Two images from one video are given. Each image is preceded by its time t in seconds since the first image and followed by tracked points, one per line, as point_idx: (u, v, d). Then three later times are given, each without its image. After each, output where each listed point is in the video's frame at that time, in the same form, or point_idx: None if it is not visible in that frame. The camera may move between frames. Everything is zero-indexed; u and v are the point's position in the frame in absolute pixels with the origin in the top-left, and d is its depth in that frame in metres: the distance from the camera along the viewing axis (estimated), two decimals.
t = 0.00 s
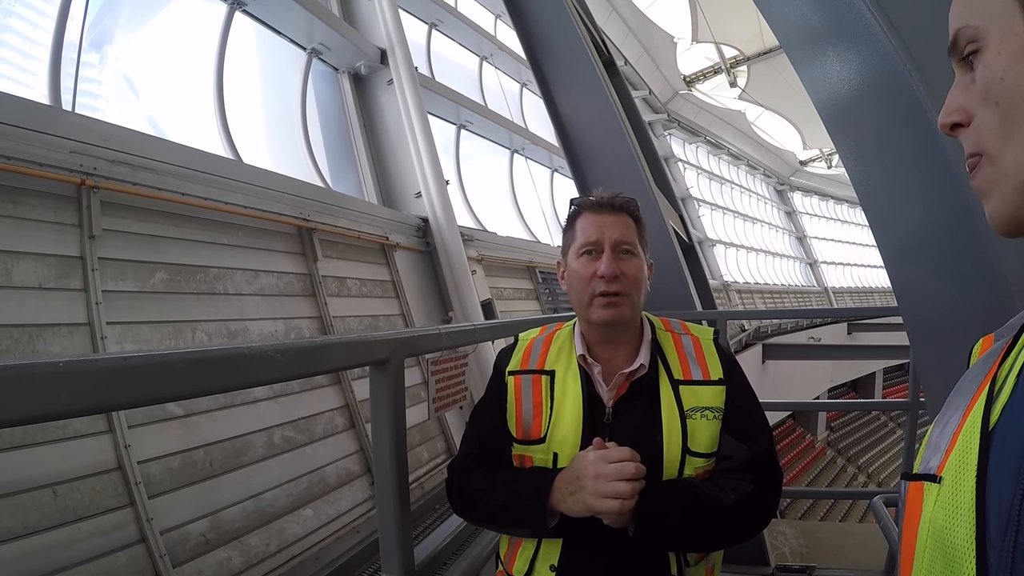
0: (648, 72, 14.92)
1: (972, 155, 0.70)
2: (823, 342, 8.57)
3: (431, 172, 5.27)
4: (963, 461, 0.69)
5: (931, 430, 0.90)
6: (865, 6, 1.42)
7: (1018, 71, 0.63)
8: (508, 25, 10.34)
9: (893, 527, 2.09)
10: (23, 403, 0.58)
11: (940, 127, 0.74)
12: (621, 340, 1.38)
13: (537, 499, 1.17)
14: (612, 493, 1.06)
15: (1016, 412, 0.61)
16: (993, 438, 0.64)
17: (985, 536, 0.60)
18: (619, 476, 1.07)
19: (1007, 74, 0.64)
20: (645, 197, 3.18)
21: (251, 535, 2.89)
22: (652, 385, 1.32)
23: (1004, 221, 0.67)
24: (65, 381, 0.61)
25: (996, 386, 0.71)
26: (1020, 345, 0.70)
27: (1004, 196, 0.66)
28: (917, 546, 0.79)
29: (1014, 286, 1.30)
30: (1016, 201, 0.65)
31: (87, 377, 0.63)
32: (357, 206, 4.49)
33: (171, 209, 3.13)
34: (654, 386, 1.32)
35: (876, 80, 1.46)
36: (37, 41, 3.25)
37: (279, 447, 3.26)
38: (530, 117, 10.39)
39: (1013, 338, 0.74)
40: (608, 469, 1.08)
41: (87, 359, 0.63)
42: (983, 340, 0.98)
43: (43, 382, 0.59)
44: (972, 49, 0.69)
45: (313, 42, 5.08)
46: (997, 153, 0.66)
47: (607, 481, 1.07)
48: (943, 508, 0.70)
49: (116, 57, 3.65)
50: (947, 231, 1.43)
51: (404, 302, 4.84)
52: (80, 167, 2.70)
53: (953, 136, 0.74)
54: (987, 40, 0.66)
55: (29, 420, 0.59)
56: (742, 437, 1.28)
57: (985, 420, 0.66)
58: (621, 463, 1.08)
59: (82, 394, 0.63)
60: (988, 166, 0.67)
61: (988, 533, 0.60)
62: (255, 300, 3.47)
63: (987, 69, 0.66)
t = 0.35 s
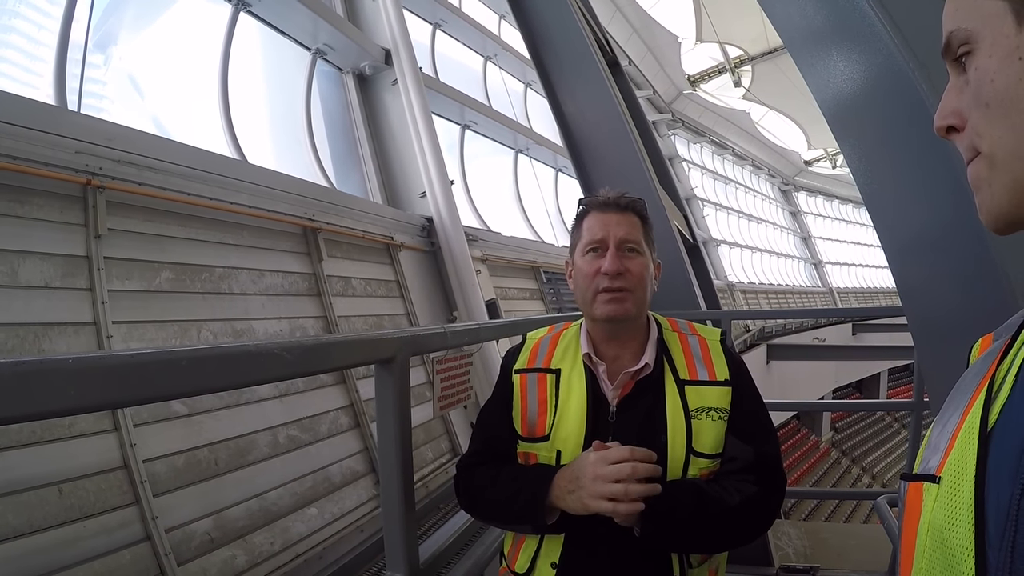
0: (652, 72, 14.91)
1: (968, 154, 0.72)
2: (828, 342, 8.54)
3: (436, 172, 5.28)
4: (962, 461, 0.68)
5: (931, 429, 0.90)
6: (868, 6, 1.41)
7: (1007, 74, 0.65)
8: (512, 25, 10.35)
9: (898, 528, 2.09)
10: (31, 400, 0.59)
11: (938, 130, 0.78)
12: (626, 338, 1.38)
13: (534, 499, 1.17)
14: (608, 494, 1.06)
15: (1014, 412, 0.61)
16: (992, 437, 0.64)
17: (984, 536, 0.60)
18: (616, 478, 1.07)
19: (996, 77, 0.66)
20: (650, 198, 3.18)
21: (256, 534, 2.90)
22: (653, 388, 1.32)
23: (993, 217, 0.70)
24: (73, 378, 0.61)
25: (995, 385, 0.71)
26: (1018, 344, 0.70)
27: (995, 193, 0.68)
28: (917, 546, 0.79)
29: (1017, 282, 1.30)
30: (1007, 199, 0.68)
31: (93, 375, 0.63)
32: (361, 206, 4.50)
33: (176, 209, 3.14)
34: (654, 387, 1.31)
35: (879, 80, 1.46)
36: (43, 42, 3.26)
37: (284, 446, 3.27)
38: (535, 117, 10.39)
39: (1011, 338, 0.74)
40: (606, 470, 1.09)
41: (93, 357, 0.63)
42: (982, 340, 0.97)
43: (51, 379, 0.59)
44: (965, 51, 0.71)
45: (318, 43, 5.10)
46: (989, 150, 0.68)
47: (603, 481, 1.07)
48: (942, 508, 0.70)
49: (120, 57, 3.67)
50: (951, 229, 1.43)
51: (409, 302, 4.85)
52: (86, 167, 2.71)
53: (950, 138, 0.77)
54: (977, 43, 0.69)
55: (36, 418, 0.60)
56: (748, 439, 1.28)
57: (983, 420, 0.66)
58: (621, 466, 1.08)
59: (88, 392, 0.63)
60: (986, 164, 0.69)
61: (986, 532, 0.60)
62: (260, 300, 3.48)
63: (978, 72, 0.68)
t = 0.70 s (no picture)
0: (655, 72, 14.89)
1: (970, 145, 0.73)
2: (831, 342, 8.52)
3: (439, 171, 5.28)
4: (964, 457, 0.68)
5: (933, 426, 0.90)
6: (872, 5, 1.41)
7: (1007, 67, 0.67)
8: (515, 24, 10.34)
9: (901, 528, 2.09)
10: (38, 397, 0.59)
11: (938, 125, 0.79)
12: (641, 337, 1.38)
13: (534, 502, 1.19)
14: (594, 505, 1.07)
15: (1017, 408, 0.61)
16: (994, 433, 0.64)
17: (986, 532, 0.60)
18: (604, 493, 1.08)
19: (996, 69, 0.68)
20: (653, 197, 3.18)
21: (259, 533, 2.91)
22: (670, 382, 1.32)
23: (993, 207, 0.72)
24: (81, 375, 0.61)
25: (997, 382, 0.71)
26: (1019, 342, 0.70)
27: (996, 184, 0.71)
28: (919, 541, 0.79)
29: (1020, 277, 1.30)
30: (1007, 189, 0.70)
31: (100, 372, 0.63)
32: (365, 206, 4.51)
33: (180, 209, 3.15)
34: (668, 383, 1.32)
35: (883, 79, 1.46)
36: (46, 43, 3.27)
37: (288, 445, 3.27)
38: (538, 117, 10.39)
39: (1013, 333, 0.74)
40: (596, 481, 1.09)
41: (101, 353, 0.63)
42: (984, 336, 0.97)
43: (58, 376, 0.59)
44: (965, 46, 0.73)
45: (321, 43, 5.11)
46: (988, 142, 0.70)
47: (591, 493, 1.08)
48: (944, 505, 0.70)
49: (123, 57, 3.68)
50: (954, 229, 1.43)
51: (412, 302, 4.85)
52: (90, 167, 2.72)
53: (951, 133, 0.78)
54: (978, 37, 0.70)
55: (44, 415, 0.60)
56: (766, 439, 1.28)
57: (985, 416, 0.66)
58: (612, 481, 1.07)
59: (95, 389, 0.63)
60: (989, 154, 0.70)
61: (988, 528, 0.60)
62: (264, 299, 3.49)
63: (978, 65, 0.70)
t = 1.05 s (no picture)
0: (656, 73, 14.88)
1: (975, 150, 0.73)
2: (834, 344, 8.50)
3: (441, 174, 5.29)
4: (968, 457, 0.68)
5: (938, 427, 0.90)
6: (875, 6, 1.41)
7: (1011, 73, 0.67)
8: (517, 26, 10.36)
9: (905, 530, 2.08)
10: (40, 401, 0.59)
11: (943, 129, 0.78)
12: (657, 335, 1.40)
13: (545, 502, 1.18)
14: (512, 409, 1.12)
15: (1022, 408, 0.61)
16: (999, 433, 0.64)
17: (990, 532, 0.60)
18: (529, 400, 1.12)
19: (1000, 75, 0.68)
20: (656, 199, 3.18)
21: (262, 535, 2.91)
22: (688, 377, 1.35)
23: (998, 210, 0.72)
24: (85, 379, 0.61)
25: (1001, 382, 0.71)
26: None
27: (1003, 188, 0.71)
28: (923, 542, 0.79)
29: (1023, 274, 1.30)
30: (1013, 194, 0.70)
31: (103, 376, 0.63)
32: (367, 207, 4.51)
33: (183, 211, 3.15)
34: (682, 379, 1.34)
35: (885, 80, 1.46)
36: (49, 45, 3.27)
37: (290, 447, 3.27)
38: (539, 119, 10.39)
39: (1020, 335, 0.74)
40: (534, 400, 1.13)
41: (105, 357, 0.63)
42: (989, 337, 0.97)
43: (62, 381, 0.59)
44: (968, 51, 0.72)
45: (323, 45, 5.13)
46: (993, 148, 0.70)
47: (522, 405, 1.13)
48: (949, 505, 0.70)
49: (126, 60, 3.69)
50: (956, 229, 1.43)
51: (415, 303, 4.85)
52: (93, 169, 2.72)
53: (956, 136, 0.78)
54: (981, 43, 0.70)
55: (48, 419, 0.60)
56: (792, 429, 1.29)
57: (990, 416, 0.66)
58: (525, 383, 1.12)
59: (99, 393, 0.63)
60: (995, 160, 0.70)
61: (992, 528, 0.60)
62: (267, 301, 3.50)
63: (982, 71, 0.70)
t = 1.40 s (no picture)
0: (657, 73, 14.88)
1: (981, 148, 0.73)
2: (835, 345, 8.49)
3: (442, 174, 5.29)
4: (974, 459, 0.68)
5: (943, 429, 0.89)
6: (876, 7, 1.41)
7: (1020, 72, 0.66)
8: (518, 27, 10.36)
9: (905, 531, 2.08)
10: (37, 405, 0.58)
11: (951, 129, 0.77)
12: (670, 338, 1.39)
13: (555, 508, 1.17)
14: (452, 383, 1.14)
15: None
16: (1004, 436, 0.63)
17: (996, 535, 0.60)
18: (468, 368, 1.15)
19: (1009, 73, 0.67)
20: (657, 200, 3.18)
21: (262, 536, 2.91)
22: (699, 380, 1.34)
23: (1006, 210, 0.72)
24: (83, 382, 0.60)
25: (1007, 384, 0.70)
26: None
27: (1011, 187, 0.70)
28: (928, 545, 0.78)
29: None
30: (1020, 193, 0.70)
31: (101, 378, 0.62)
32: (368, 208, 4.51)
33: (183, 212, 3.15)
34: (685, 383, 1.33)
35: (887, 81, 1.45)
36: (49, 46, 3.27)
37: (291, 448, 3.27)
38: (540, 119, 10.39)
39: None
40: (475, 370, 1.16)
41: (103, 360, 0.62)
42: (995, 339, 0.96)
43: (59, 384, 0.59)
44: (978, 50, 0.72)
45: (324, 46, 5.13)
46: (1000, 147, 0.70)
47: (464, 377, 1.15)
48: (953, 508, 0.70)
49: (126, 61, 3.69)
50: (958, 230, 1.42)
51: (416, 304, 4.85)
52: (93, 169, 2.72)
53: (963, 137, 0.77)
54: (990, 42, 0.69)
55: (45, 422, 0.59)
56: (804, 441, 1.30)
57: (996, 419, 0.66)
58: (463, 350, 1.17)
59: (97, 397, 0.63)
60: (1002, 158, 0.70)
61: (998, 531, 0.59)
62: (268, 302, 3.49)
63: (991, 70, 0.69)
